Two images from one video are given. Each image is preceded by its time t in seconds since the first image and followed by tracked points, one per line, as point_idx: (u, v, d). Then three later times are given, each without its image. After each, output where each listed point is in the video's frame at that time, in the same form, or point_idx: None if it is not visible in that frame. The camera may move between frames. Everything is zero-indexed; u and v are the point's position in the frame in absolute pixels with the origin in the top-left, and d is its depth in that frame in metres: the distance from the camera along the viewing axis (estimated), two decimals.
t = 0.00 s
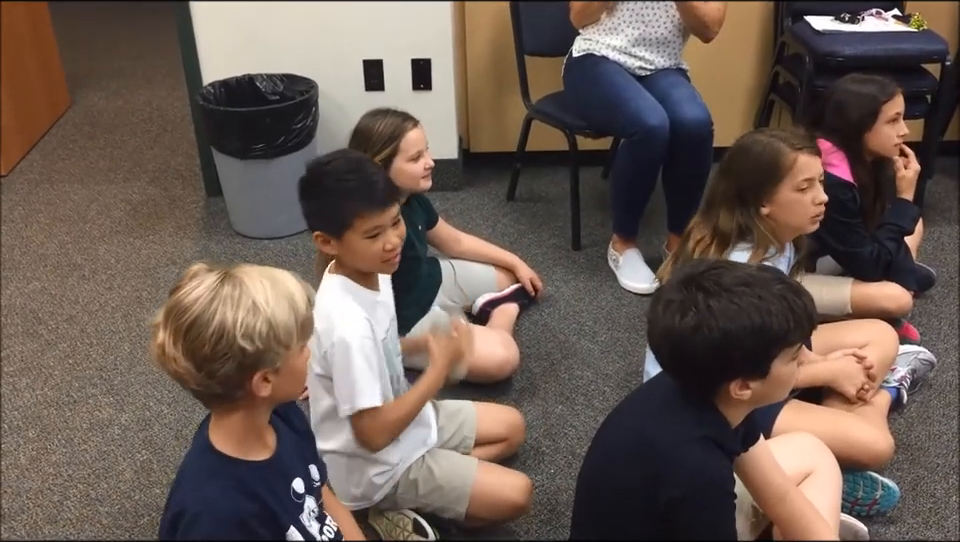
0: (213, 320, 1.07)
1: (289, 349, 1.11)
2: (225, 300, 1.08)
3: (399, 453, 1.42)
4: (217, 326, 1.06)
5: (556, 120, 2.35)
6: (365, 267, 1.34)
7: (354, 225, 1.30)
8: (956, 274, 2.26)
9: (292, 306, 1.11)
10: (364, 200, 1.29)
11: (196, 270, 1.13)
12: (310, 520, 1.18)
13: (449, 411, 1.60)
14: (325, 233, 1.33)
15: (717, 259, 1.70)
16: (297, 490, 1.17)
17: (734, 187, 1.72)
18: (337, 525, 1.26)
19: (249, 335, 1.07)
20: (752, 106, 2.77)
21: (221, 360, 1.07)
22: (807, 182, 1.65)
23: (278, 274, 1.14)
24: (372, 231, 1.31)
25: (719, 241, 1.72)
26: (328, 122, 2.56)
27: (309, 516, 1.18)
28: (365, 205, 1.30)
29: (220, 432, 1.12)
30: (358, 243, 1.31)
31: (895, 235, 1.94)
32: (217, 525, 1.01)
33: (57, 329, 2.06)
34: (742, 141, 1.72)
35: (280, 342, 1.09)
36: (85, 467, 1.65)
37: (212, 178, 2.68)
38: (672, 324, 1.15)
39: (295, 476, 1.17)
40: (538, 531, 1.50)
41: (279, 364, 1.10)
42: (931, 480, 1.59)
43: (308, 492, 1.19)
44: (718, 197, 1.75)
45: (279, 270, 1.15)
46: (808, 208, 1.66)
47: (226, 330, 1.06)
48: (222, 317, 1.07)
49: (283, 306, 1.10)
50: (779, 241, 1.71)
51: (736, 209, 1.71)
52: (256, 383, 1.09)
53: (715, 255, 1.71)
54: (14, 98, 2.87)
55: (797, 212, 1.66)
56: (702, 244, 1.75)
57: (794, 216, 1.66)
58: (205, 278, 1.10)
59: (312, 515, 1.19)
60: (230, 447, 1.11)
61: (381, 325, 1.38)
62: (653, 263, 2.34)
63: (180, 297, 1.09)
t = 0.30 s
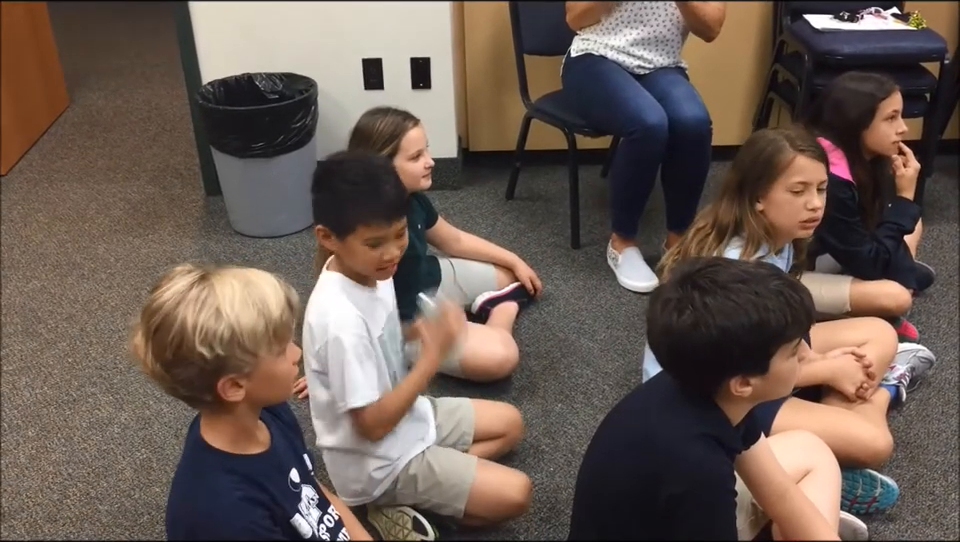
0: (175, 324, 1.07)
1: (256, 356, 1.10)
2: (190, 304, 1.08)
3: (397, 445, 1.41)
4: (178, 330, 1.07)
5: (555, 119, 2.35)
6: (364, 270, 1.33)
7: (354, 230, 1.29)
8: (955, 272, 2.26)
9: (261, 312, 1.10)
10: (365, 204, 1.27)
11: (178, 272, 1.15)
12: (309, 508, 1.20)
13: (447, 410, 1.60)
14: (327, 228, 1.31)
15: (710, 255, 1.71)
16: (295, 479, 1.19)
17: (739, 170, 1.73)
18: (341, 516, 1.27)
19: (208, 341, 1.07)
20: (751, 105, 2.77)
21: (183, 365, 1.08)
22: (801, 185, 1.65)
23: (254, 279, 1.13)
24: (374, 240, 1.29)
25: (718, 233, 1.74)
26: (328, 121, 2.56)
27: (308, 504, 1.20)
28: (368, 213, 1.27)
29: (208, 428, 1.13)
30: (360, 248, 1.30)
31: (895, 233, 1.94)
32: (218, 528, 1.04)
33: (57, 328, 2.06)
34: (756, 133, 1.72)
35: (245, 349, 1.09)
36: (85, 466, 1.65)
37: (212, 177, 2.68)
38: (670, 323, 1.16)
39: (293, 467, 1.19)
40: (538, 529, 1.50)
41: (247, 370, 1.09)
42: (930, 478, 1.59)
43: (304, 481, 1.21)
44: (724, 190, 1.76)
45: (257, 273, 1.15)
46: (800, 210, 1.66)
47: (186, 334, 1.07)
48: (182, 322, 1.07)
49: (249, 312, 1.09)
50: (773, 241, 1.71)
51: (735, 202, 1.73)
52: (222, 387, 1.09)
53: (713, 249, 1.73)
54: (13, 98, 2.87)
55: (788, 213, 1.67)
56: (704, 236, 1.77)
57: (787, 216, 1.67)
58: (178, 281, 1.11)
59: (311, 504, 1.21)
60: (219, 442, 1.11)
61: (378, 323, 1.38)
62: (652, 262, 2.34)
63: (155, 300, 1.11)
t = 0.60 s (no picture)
0: (171, 326, 1.08)
1: (251, 355, 1.09)
2: (183, 306, 1.08)
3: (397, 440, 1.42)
4: (171, 333, 1.07)
5: (555, 119, 2.36)
6: (360, 274, 1.32)
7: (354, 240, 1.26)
8: (955, 271, 2.26)
9: (255, 311, 1.10)
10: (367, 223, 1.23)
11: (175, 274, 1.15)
12: (309, 511, 1.19)
13: (448, 409, 1.60)
14: (332, 231, 1.28)
15: (710, 253, 1.71)
16: (298, 480, 1.19)
17: (740, 171, 1.73)
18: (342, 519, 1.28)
19: (201, 342, 1.07)
20: (751, 105, 2.77)
21: (179, 366, 1.08)
22: (802, 188, 1.65)
23: (248, 278, 1.13)
24: (373, 256, 1.27)
25: (719, 231, 1.75)
26: (328, 121, 2.56)
27: (309, 507, 1.19)
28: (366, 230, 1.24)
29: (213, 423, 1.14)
30: (357, 256, 1.28)
31: (895, 232, 1.95)
32: (219, 528, 1.04)
33: (57, 327, 2.06)
34: (761, 134, 1.73)
35: (239, 348, 1.08)
36: (85, 465, 1.65)
37: (212, 178, 2.68)
38: (666, 322, 1.16)
39: (297, 467, 1.19)
40: (537, 528, 1.50)
41: (246, 369, 1.10)
42: (930, 477, 1.60)
43: (308, 483, 1.21)
44: (724, 190, 1.77)
45: (253, 273, 1.14)
46: (801, 211, 1.66)
47: (179, 337, 1.07)
48: (177, 324, 1.07)
49: (242, 312, 1.09)
50: (773, 240, 1.71)
51: (734, 201, 1.73)
52: (222, 387, 1.09)
53: (713, 247, 1.73)
54: (13, 98, 2.87)
55: (786, 214, 1.67)
56: (704, 235, 1.78)
57: (786, 217, 1.68)
58: (173, 283, 1.11)
59: (313, 506, 1.21)
60: (231, 437, 1.12)
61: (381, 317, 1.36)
62: (652, 261, 2.35)
63: (151, 303, 1.11)
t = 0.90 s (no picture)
0: (201, 344, 1.07)
1: (282, 362, 1.10)
2: (209, 322, 1.08)
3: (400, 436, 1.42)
4: (203, 350, 1.07)
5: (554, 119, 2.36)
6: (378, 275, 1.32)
7: (379, 244, 1.26)
8: (955, 271, 2.27)
9: (280, 317, 1.11)
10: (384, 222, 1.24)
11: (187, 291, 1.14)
12: (317, 515, 1.20)
13: (447, 408, 1.61)
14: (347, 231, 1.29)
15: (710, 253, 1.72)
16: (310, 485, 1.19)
17: (740, 171, 1.73)
18: (349, 525, 1.29)
19: (236, 356, 1.07)
20: (750, 107, 2.77)
21: (214, 384, 1.08)
22: (802, 188, 1.65)
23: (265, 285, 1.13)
24: (394, 257, 1.28)
25: (719, 231, 1.75)
26: (328, 122, 2.57)
27: (317, 511, 1.20)
28: (382, 231, 1.25)
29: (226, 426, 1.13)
30: (379, 259, 1.29)
31: (894, 232, 1.95)
32: (238, 528, 1.04)
33: (58, 327, 2.06)
34: (761, 134, 1.73)
35: (272, 357, 1.09)
36: (86, 465, 1.66)
37: (212, 178, 2.68)
38: (665, 322, 1.16)
39: (310, 472, 1.20)
40: (537, 527, 1.50)
41: (279, 376, 1.11)
42: (930, 476, 1.60)
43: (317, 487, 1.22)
44: (725, 192, 1.77)
45: (267, 280, 1.15)
46: (801, 212, 1.67)
47: (212, 353, 1.07)
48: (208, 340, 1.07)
49: (270, 320, 1.10)
50: (774, 240, 1.72)
51: (735, 203, 1.73)
52: (258, 396, 1.09)
53: (713, 248, 1.74)
54: (13, 98, 2.87)
55: (787, 215, 1.68)
56: (705, 235, 1.78)
57: (786, 217, 1.68)
58: (190, 300, 1.10)
59: (320, 511, 1.21)
60: (254, 440, 1.13)
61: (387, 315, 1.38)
62: (652, 261, 2.35)
63: (170, 323, 1.10)
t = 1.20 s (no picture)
0: (200, 346, 1.07)
1: (283, 369, 1.10)
2: (211, 323, 1.08)
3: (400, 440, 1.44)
4: (202, 352, 1.07)
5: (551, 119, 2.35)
6: (374, 272, 1.33)
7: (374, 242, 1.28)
8: (952, 270, 2.27)
9: (283, 323, 1.10)
10: (382, 222, 1.25)
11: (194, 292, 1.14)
12: (318, 516, 1.20)
13: (449, 408, 1.61)
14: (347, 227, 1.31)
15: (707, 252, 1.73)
16: (312, 486, 1.19)
17: (738, 170, 1.74)
18: (350, 526, 1.29)
19: (234, 360, 1.07)
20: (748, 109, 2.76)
21: (212, 386, 1.08)
22: (800, 188, 1.65)
23: (271, 289, 1.13)
24: (391, 256, 1.29)
25: (716, 230, 1.76)
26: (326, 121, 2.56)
27: (318, 513, 1.20)
28: (381, 230, 1.25)
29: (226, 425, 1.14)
30: (375, 256, 1.30)
31: (891, 231, 1.96)
32: (236, 527, 1.05)
33: (55, 326, 2.06)
34: (757, 133, 1.72)
35: (272, 364, 1.09)
36: (84, 464, 1.66)
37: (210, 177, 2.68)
38: (664, 322, 1.16)
39: (311, 473, 1.19)
40: (535, 525, 1.50)
41: (278, 382, 1.10)
42: (927, 475, 1.60)
43: (320, 488, 1.21)
44: (725, 190, 1.77)
45: (274, 283, 1.14)
46: (799, 212, 1.67)
47: (211, 356, 1.07)
48: (207, 343, 1.07)
49: (272, 325, 1.09)
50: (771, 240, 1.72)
51: (733, 201, 1.74)
52: (255, 400, 1.09)
53: (710, 246, 1.75)
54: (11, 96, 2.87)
55: (785, 215, 1.68)
56: (703, 234, 1.79)
57: (783, 218, 1.68)
58: (196, 300, 1.10)
59: (322, 512, 1.21)
60: (255, 441, 1.13)
61: (389, 316, 1.39)
62: (650, 260, 2.35)
63: (175, 324, 1.11)
